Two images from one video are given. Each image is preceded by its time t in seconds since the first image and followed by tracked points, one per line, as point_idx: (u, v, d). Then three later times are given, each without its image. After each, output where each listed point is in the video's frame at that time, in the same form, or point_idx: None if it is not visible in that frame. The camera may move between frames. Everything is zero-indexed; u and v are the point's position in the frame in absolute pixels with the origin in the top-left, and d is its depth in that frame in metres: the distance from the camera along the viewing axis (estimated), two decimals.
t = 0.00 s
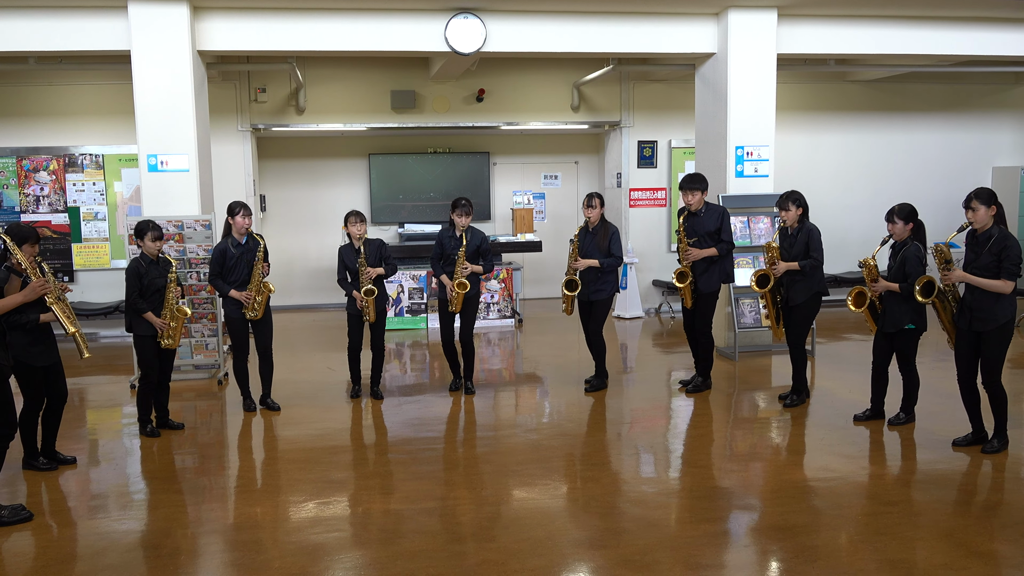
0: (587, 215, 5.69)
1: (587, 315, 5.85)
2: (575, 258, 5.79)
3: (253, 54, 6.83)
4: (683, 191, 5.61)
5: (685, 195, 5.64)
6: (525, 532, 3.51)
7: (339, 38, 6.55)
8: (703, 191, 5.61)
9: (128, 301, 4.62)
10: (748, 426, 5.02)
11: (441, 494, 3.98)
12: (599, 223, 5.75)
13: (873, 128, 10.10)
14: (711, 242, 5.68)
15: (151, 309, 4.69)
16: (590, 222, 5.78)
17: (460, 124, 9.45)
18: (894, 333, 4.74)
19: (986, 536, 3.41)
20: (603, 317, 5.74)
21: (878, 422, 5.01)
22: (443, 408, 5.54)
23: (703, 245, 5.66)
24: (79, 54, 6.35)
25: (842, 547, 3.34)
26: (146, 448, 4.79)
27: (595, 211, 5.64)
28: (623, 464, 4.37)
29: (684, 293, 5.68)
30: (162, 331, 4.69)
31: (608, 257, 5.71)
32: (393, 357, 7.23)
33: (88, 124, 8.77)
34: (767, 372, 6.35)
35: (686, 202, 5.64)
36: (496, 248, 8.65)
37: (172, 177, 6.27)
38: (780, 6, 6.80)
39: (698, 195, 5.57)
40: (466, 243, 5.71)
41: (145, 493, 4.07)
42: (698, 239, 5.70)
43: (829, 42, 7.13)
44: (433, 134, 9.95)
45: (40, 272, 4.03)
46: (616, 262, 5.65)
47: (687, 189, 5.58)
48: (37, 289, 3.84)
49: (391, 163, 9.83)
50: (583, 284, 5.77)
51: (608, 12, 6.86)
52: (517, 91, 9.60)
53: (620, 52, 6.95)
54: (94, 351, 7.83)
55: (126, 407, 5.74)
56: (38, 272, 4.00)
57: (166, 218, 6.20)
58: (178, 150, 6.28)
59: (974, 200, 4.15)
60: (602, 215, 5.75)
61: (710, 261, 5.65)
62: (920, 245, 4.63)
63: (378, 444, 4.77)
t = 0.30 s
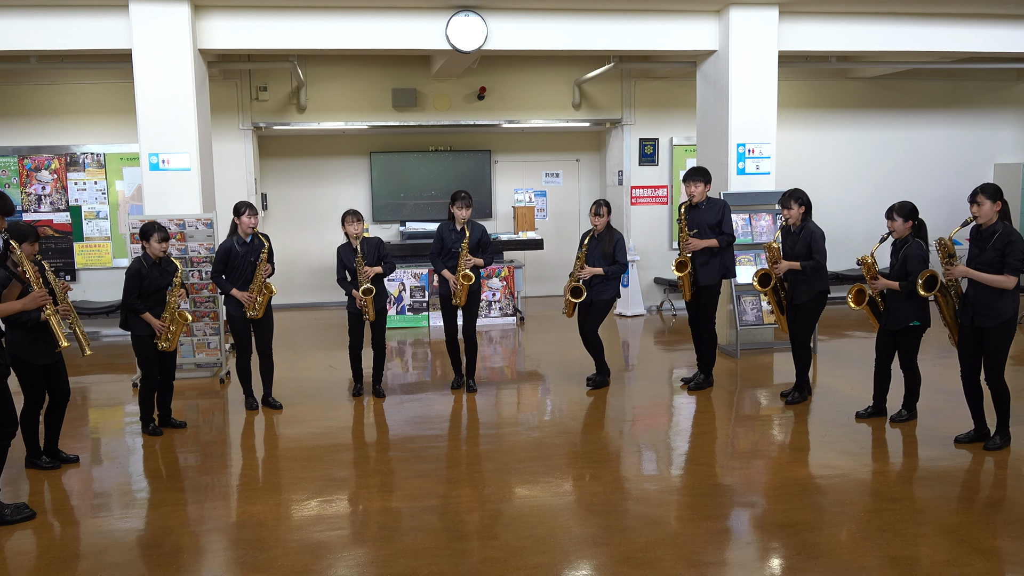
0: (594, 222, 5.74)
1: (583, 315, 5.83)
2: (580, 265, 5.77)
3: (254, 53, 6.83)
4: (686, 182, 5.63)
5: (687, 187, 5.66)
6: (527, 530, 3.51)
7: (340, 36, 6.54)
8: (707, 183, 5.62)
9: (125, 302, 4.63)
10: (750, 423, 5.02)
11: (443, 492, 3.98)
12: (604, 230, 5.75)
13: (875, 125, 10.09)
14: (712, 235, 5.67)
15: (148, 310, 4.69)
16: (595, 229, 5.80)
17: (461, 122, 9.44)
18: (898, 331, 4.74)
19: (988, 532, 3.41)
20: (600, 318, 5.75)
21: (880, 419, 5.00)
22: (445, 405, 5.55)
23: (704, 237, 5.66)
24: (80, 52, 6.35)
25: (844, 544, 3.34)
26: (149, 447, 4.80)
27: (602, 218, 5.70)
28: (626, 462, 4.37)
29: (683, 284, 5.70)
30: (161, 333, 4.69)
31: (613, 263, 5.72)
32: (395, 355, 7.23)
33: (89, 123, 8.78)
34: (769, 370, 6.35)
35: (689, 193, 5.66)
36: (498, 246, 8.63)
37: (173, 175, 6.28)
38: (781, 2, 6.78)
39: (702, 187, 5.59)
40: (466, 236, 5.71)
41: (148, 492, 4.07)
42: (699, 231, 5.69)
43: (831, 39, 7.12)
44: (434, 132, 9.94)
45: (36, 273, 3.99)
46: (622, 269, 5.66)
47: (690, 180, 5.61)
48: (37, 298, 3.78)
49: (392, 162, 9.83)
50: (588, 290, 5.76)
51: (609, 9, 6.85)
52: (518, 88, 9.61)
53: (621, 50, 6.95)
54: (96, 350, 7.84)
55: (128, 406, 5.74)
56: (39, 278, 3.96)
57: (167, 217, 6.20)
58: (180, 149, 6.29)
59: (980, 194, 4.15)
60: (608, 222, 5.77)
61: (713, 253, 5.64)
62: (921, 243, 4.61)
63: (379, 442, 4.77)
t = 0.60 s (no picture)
0: (598, 212, 5.71)
1: (590, 307, 5.84)
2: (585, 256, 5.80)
3: (254, 51, 6.83)
4: (685, 183, 5.61)
5: (686, 187, 5.65)
6: (528, 527, 3.52)
7: (340, 34, 6.53)
8: (705, 184, 5.60)
9: (123, 304, 4.63)
10: (751, 420, 5.03)
11: (445, 490, 3.98)
12: (608, 220, 5.78)
13: (876, 122, 10.08)
14: (712, 235, 5.67)
15: (147, 312, 4.70)
16: (599, 219, 5.80)
17: (462, 120, 9.44)
18: (902, 331, 4.74)
19: (990, 530, 3.41)
20: (608, 311, 5.75)
21: (881, 416, 5.00)
22: (446, 403, 5.55)
23: (705, 238, 5.66)
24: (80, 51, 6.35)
25: (846, 541, 3.34)
26: (150, 445, 4.80)
27: (606, 209, 5.67)
28: (628, 459, 4.37)
29: (684, 284, 5.70)
30: (160, 335, 4.66)
31: (617, 252, 5.76)
32: (396, 353, 7.24)
33: (90, 122, 8.78)
34: (769, 367, 6.35)
35: (687, 194, 5.65)
36: (499, 244, 8.63)
37: (174, 174, 6.28)
38: None
39: (700, 187, 5.57)
40: (465, 230, 5.70)
41: (149, 490, 4.07)
42: (699, 231, 5.69)
43: (832, 36, 7.10)
44: (435, 130, 9.94)
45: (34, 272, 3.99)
46: (627, 257, 5.69)
47: (688, 181, 5.59)
48: (37, 315, 3.77)
49: (393, 160, 9.82)
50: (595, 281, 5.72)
51: (610, 6, 6.84)
52: (518, 86, 9.62)
53: (622, 48, 6.94)
54: (97, 349, 7.85)
55: (129, 404, 5.75)
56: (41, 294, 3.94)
57: (168, 215, 6.20)
58: (180, 147, 6.28)
59: (979, 194, 4.13)
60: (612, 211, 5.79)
61: (713, 253, 5.63)
62: (921, 244, 4.62)
63: (380, 440, 4.78)
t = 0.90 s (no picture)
0: (595, 206, 5.74)
1: (594, 304, 5.83)
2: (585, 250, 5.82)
3: (254, 48, 6.83)
4: (683, 187, 5.62)
5: (684, 191, 5.65)
6: (528, 526, 3.52)
7: (340, 32, 6.53)
8: (703, 186, 5.61)
9: (123, 305, 4.64)
10: (751, 419, 5.03)
11: (444, 488, 3.99)
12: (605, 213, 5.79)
13: (876, 121, 10.07)
14: (711, 237, 5.67)
15: (147, 313, 4.71)
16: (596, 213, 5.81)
17: (462, 118, 9.44)
18: (902, 331, 4.74)
19: (989, 529, 3.41)
20: (611, 308, 5.73)
21: (881, 415, 5.00)
22: (446, 401, 5.55)
23: (704, 241, 5.66)
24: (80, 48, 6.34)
25: (845, 540, 3.34)
26: (151, 443, 4.80)
27: (603, 202, 5.72)
28: (627, 457, 4.38)
29: (687, 287, 5.74)
30: (160, 335, 4.67)
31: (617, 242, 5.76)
32: (396, 351, 7.24)
33: (90, 120, 8.78)
34: (769, 365, 6.35)
35: (686, 197, 5.66)
36: (499, 242, 8.63)
37: (174, 172, 6.28)
38: None
39: (698, 190, 5.58)
40: (462, 228, 5.69)
41: (149, 488, 4.08)
42: (699, 234, 5.69)
43: (833, 34, 7.10)
44: (435, 128, 9.93)
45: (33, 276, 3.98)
46: (627, 246, 5.69)
47: (687, 185, 5.59)
48: (37, 323, 3.69)
49: (393, 158, 9.82)
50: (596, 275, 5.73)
51: (610, 4, 6.83)
52: (519, 84, 9.61)
53: (622, 46, 6.94)
54: (97, 346, 7.84)
55: (129, 402, 5.75)
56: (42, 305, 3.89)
57: (168, 213, 6.20)
58: (180, 145, 6.28)
59: (974, 199, 4.12)
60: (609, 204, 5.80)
61: (712, 255, 5.63)
62: (922, 244, 4.62)
63: (379, 438, 4.78)
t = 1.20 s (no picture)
0: (589, 207, 5.73)
1: (594, 303, 5.84)
2: (580, 251, 5.83)
3: (254, 46, 6.82)
4: (682, 187, 5.63)
5: (683, 191, 5.66)
6: (528, 523, 3.52)
7: (340, 30, 6.52)
8: (702, 186, 5.62)
9: (123, 305, 4.64)
10: (751, 416, 5.04)
11: (444, 485, 3.99)
12: (602, 213, 5.75)
13: (876, 118, 10.07)
14: (711, 236, 5.66)
15: (148, 312, 4.71)
16: (592, 213, 5.80)
17: (462, 117, 9.43)
18: (901, 328, 4.74)
19: (990, 526, 3.41)
20: (611, 307, 5.73)
21: (882, 412, 5.00)
22: (446, 400, 5.55)
23: (704, 240, 5.65)
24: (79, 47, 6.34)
25: (846, 537, 3.34)
26: (151, 441, 4.80)
27: (597, 203, 5.68)
28: (627, 455, 4.38)
29: (688, 288, 5.72)
30: (162, 334, 4.67)
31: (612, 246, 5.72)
32: (396, 349, 7.24)
33: (89, 119, 8.77)
34: (769, 363, 6.35)
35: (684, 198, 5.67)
36: (499, 241, 8.63)
37: (174, 170, 6.27)
38: None
39: (697, 191, 5.59)
40: (460, 225, 5.68)
41: (150, 486, 4.08)
42: (699, 233, 5.69)
43: (833, 32, 7.09)
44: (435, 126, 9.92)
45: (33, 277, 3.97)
46: (621, 251, 5.65)
47: (685, 185, 5.60)
48: (37, 323, 3.66)
49: (393, 156, 9.82)
50: (590, 275, 5.77)
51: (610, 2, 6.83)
52: (518, 82, 9.60)
53: (622, 44, 6.93)
54: (97, 345, 7.84)
55: (130, 401, 5.75)
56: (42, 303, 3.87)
57: (168, 212, 6.21)
58: (180, 143, 6.28)
59: (972, 197, 4.12)
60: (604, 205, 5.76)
61: (712, 255, 5.63)
62: (921, 241, 4.61)
63: (379, 436, 4.78)
